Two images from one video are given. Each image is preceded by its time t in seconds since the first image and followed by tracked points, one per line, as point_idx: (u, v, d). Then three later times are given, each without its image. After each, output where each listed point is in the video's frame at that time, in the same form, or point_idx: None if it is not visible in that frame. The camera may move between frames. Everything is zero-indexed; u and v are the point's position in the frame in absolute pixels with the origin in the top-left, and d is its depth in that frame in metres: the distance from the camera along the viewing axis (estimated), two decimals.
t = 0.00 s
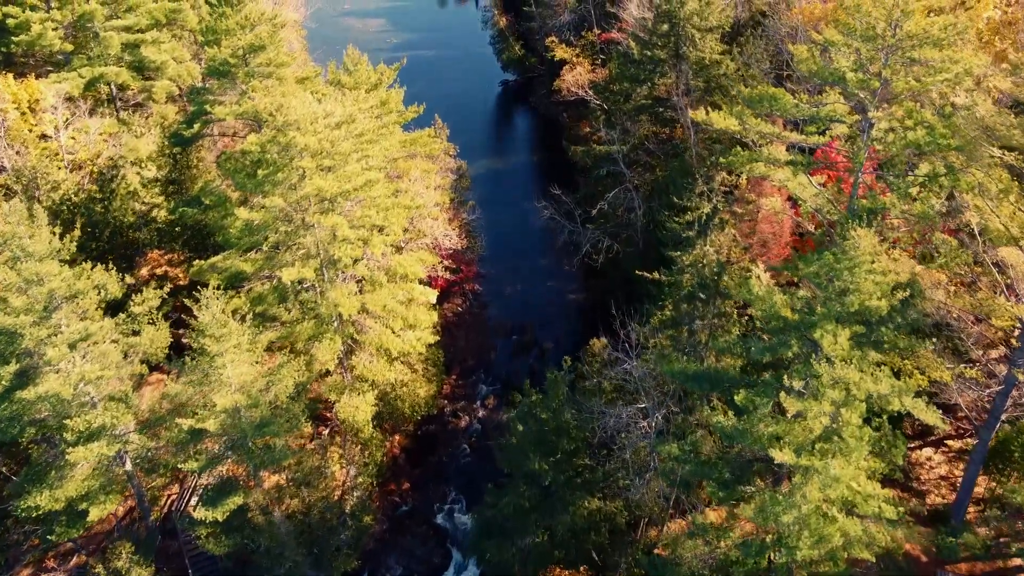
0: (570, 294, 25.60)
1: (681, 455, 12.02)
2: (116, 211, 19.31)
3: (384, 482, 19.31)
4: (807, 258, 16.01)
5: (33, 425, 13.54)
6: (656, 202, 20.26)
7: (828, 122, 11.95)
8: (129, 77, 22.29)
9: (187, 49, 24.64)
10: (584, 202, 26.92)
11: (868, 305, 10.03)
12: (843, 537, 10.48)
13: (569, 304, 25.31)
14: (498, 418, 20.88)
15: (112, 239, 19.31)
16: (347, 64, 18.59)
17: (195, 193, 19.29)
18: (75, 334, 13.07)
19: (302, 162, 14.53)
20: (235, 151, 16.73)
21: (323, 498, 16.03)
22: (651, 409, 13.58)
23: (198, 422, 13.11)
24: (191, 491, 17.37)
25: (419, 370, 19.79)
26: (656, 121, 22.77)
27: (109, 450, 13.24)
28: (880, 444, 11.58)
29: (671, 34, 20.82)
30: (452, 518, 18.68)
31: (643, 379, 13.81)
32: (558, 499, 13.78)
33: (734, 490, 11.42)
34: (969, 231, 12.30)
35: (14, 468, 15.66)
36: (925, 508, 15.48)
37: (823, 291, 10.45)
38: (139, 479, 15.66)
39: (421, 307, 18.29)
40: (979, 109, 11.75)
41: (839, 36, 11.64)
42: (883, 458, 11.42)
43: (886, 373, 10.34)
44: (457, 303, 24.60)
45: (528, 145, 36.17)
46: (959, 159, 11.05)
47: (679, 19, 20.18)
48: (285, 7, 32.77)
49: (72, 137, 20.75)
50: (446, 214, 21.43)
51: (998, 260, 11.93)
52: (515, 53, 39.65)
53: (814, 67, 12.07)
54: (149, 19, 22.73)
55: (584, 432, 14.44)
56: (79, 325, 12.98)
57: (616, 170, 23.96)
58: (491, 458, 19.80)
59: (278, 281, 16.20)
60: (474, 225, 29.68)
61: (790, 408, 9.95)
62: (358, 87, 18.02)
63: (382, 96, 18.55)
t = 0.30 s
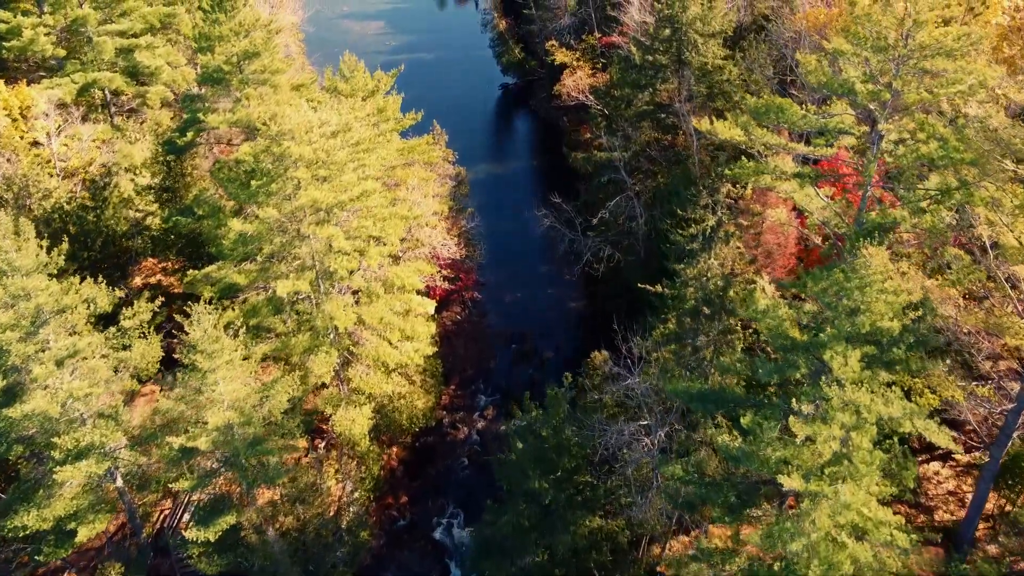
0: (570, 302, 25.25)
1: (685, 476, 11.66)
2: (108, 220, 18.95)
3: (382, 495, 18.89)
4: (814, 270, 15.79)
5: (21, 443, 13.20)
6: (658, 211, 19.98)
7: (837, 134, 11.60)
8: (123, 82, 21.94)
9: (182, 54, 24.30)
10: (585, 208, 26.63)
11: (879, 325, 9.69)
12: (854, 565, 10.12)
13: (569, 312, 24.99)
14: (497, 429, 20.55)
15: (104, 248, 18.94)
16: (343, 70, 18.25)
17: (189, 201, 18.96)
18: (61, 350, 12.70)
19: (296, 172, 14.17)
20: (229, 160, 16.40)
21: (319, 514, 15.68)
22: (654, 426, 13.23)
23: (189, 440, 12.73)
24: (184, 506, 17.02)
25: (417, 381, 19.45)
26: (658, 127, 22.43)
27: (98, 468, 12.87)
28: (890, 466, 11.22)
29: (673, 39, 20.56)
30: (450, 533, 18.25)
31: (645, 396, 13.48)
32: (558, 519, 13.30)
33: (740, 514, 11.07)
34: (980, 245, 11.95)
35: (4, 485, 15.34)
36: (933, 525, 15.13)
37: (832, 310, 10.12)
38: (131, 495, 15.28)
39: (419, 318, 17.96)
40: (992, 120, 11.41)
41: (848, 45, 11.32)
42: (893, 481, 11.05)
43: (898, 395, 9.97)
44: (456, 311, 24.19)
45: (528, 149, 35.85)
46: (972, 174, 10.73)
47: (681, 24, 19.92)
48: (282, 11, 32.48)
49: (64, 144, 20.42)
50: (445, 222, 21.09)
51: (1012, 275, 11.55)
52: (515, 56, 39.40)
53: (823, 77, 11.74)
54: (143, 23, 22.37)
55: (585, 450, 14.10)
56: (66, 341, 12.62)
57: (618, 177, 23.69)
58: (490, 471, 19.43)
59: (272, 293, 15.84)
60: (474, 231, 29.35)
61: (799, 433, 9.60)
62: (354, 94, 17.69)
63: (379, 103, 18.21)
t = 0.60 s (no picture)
0: (571, 310, 24.89)
1: (690, 499, 11.30)
2: (101, 230, 18.64)
3: (379, 509, 18.34)
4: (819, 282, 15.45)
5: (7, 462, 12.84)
6: (660, 220, 19.78)
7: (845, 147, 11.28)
8: (116, 88, 21.62)
9: (177, 58, 23.96)
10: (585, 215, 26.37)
11: (892, 347, 9.34)
12: None
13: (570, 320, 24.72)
14: (496, 442, 20.22)
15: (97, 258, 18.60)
16: (340, 77, 17.92)
17: (182, 210, 18.59)
18: (48, 368, 12.30)
19: (290, 183, 13.83)
20: (223, 169, 16.08)
21: (314, 532, 15.28)
22: (657, 445, 12.89)
23: (179, 460, 12.38)
24: (176, 523, 16.64)
25: (415, 393, 19.13)
26: (660, 134, 22.12)
27: (86, 489, 12.49)
28: (901, 489, 10.87)
29: (675, 45, 20.26)
30: (449, 549, 17.66)
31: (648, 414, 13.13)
32: (560, 539, 12.57)
33: (746, 540, 10.72)
34: (991, 261, 11.64)
35: None
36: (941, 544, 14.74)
37: (842, 331, 9.79)
38: (122, 513, 14.82)
39: (416, 329, 17.64)
40: (1006, 133, 11.07)
41: (857, 56, 11.03)
42: (904, 506, 10.69)
43: (911, 419, 9.61)
44: (454, 320, 23.40)
45: (528, 154, 35.55)
46: (986, 189, 10.39)
47: (684, 30, 19.66)
48: (280, 15, 32.18)
49: (57, 151, 20.10)
50: (444, 231, 20.77)
51: None
52: (515, 59, 39.15)
53: (830, 88, 11.43)
54: (138, 28, 22.03)
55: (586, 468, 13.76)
56: (53, 359, 12.23)
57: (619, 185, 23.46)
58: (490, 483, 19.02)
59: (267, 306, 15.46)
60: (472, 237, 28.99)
61: (809, 459, 9.23)
62: (351, 102, 17.38)
63: (376, 111, 17.90)
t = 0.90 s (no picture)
0: (570, 318, 24.53)
1: (695, 523, 10.92)
2: (93, 239, 18.37)
3: (376, 524, 17.72)
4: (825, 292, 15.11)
5: None
6: (662, 229, 19.60)
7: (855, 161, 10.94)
8: (110, 94, 21.26)
9: (172, 63, 23.60)
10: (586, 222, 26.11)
11: (905, 372, 9.01)
12: None
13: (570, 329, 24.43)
14: (495, 454, 19.85)
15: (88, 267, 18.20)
16: (336, 84, 17.59)
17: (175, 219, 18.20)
18: (34, 386, 11.95)
19: (284, 195, 13.50)
20: (216, 179, 15.73)
21: (308, 551, 14.90)
22: (661, 464, 12.51)
23: (169, 480, 12.01)
24: (167, 542, 16.25)
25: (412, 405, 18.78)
26: (662, 140, 21.80)
27: (73, 510, 12.07)
28: (912, 514, 10.52)
29: (677, 50, 19.96)
30: (447, 565, 17.21)
31: (652, 432, 12.76)
32: (562, 562, 11.85)
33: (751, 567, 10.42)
34: (1005, 278, 11.30)
35: None
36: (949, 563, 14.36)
37: (853, 354, 9.46)
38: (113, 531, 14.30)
39: (414, 341, 17.30)
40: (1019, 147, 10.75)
41: (867, 67, 10.71)
42: (916, 532, 10.33)
43: (926, 445, 9.25)
44: (453, 329, 23.41)
45: (528, 158, 35.22)
46: (1001, 206, 10.05)
47: (687, 36, 19.36)
48: (277, 18, 31.86)
49: (48, 158, 19.73)
50: (442, 239, 20.45)
51: None
52: (515, 62, 38.86)
53: (838, 99, 11.14)
54: (131, 32, 21.65)
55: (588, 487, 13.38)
56: (39, 377, 11.90)
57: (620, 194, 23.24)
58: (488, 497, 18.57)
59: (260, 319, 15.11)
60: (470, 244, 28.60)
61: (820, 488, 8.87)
62: (348, 110, 17.05)
63: (373, 119, 17.57)
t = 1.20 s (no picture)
0: (571, 326, 24.19)
1: (701, 550, 10.53)
2: (86, 249, 18.01)
3: (373, 540, 17.52)
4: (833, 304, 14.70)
5: None
6: (665, 239, 19.36)
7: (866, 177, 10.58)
8: (103, 101, 20.91)
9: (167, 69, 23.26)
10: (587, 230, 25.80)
11: (921, 400, 8.64)
12: None
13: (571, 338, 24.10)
14: (495, 467, 19.46)
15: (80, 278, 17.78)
16: (332, 92, 17.26)
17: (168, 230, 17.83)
18: (18, 407, 11.59)
19: (277, 208, 13.14)
20: (209, 190, 15.38)
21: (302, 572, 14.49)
22: (666, 486, 12.11)
23: (159, 504, 11.62)
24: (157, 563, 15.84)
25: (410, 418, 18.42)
26: (664, 148, 21.46)
27: (60, 534, 11.57)
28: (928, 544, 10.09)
29: (680, 56, 19.65)
30: None
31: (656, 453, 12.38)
32: None
33: None
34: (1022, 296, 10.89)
35: None
36: None
37: (866, 379, 9.09)
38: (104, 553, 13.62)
39: (411, 354, 16.94)
40: None
41: (879, 80, 10.37)
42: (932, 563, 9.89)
43: (942, 474, 8.88)
44: (452, 338, 23.08)
45: (528, 163, 34.86)
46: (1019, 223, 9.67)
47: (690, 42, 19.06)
48: (275, 22, 31.49)
49: (39, 167, 19.40)
50: (440, 249, 20.13)
51: None
52: (515, 66, 38.54)
53: (847, 112, 10.83)
54: (126, 38, 21.31)
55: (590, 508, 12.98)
56: (23, 398, 11.56)
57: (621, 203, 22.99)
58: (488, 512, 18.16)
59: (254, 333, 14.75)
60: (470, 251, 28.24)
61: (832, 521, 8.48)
62: (344, 119, 16.72)
63: (370, 127, 17.23)
